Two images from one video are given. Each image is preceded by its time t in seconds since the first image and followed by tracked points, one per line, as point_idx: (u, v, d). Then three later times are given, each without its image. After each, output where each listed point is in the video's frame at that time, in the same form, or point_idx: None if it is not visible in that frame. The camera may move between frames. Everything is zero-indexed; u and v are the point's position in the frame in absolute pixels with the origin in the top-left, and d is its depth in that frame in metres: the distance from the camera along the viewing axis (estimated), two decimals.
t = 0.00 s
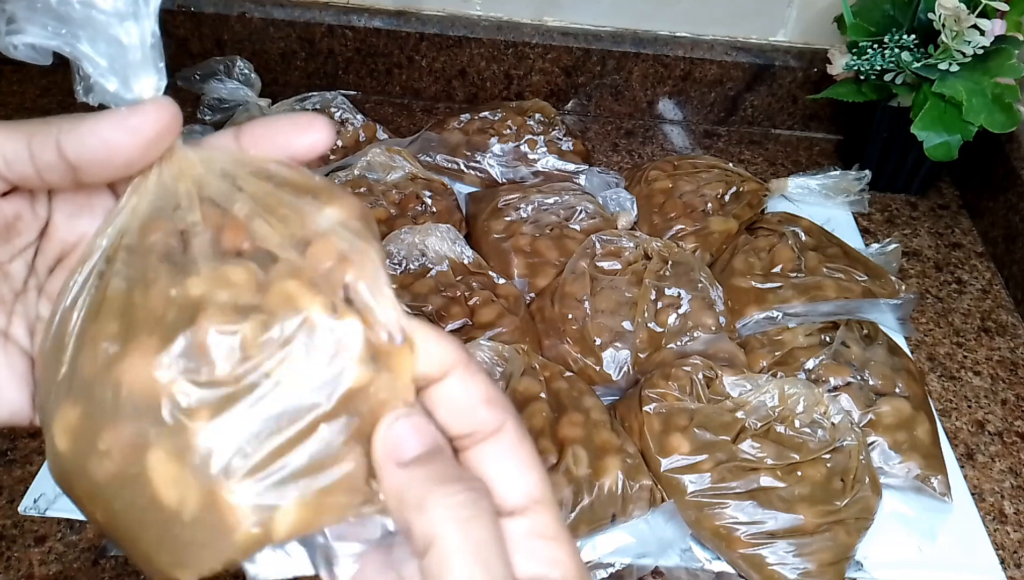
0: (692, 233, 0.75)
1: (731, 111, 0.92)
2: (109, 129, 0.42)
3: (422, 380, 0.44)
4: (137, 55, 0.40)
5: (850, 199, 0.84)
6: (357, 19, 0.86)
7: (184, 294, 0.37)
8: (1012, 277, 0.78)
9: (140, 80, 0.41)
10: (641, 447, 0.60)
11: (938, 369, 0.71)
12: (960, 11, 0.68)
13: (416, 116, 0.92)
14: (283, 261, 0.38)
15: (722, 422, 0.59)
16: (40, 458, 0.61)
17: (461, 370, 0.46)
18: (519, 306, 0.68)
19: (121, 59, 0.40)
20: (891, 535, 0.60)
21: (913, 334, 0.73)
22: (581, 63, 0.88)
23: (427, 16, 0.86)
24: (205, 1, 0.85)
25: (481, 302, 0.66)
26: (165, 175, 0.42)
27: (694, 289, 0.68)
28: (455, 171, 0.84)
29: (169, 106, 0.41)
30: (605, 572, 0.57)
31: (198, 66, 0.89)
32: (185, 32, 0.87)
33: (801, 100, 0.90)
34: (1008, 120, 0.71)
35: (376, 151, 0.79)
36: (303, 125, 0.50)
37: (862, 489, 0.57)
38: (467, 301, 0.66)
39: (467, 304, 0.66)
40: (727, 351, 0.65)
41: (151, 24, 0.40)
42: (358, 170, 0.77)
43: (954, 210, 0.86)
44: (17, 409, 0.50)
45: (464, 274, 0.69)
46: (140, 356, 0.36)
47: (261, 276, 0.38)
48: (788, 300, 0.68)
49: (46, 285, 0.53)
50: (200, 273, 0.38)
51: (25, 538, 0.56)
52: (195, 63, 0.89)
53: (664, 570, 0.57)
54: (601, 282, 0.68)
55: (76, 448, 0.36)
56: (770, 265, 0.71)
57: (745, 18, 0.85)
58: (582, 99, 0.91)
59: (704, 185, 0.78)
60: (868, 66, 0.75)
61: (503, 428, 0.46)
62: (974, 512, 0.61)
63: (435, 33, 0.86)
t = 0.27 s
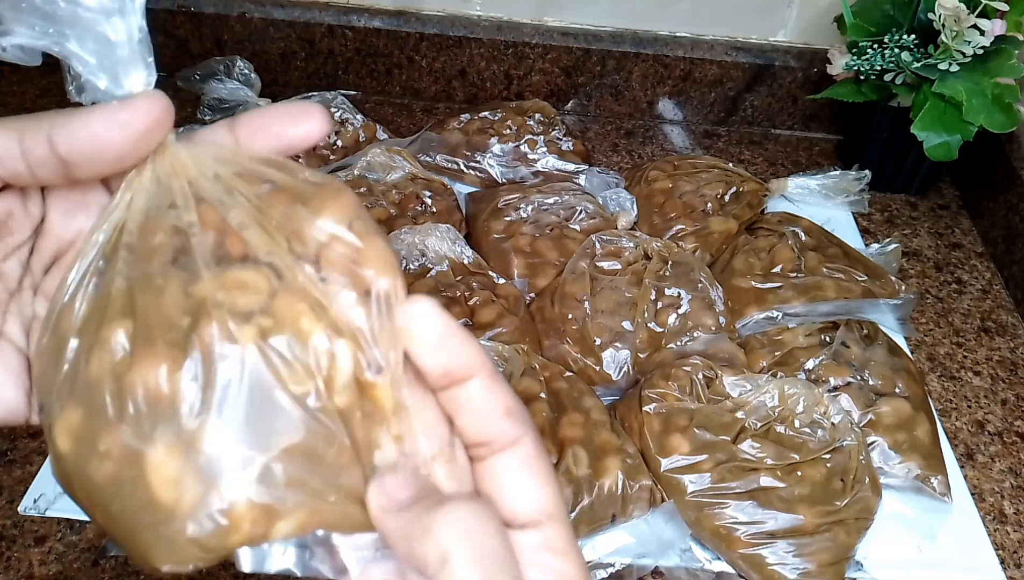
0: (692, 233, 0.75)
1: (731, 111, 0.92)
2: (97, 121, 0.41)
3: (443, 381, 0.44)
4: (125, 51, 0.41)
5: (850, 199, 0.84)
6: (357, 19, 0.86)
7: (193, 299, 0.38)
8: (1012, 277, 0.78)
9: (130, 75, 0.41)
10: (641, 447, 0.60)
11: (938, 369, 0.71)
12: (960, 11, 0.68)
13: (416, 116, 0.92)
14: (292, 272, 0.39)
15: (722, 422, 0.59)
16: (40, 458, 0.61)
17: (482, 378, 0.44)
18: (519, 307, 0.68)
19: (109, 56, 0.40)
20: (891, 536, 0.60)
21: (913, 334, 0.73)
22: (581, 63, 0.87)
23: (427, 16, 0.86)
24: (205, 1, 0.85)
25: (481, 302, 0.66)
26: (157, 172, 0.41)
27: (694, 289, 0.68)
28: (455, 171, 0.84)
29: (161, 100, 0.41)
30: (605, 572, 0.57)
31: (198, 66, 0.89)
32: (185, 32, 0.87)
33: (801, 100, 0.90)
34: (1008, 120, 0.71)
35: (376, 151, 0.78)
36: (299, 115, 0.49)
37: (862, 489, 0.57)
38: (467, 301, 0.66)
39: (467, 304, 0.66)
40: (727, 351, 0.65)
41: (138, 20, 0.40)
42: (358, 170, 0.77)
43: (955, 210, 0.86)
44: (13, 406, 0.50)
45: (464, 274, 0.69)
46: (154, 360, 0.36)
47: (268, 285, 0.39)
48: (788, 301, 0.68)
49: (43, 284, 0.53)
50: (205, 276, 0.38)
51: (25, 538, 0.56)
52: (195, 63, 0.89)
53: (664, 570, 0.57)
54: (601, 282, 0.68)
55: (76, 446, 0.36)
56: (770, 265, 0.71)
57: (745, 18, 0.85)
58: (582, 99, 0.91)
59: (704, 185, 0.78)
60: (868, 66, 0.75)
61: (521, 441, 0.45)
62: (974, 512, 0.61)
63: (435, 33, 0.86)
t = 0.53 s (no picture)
0: (692, 233, 0.75)
1: (731, 111, 0.92)
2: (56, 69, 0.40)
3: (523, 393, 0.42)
4: (73, 5, 0.40)
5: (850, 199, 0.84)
6: (357, 19, 0.86)
7: (210, 273, 0.36)
8: (1012, 277, 0.78)
9: (84, 29, 0.41)
10: (641, 447, 0.60)
11: (938, 369, 0.71)
12: (960, 11, 0.68)
13: (416, 116, 0.92)
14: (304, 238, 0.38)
15: (722, 422, 0.59)
16: (40, 458, 0.61)
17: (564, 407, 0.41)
18: (519, 306, 0.68)
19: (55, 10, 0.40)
20: (891, 536, 0.60)
21: (913, 334, 0.73)
22: (581, 63, 0.88)
23: (427, 16, 0.86)
24: (205, 1, 0.85)
25: (481, 302, 0.66)
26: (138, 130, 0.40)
27: (694, 288, 0.68)
28: (455, 171, 0.84)
29: (120, 40, 0.40)
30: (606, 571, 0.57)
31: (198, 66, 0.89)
32: (185, 32, 0.87)
33: (801, 100, 0.90)
34: (1008, 120, 0.71)
35: (376, 151, 0.78)
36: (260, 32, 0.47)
37: (862, 489, 0.57)
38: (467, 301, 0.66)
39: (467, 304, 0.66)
40: (727, 351, 0.65)
41: None
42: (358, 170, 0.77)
43: (954, 210, 0.86)
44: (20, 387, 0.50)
45: (464, 274, 0.69)
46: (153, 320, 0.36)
47: (287, 249, 0.37)
48: (788, 300, 0.68)
49: (35, 261, 0.52)
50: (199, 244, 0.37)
51: (25, 537, 0.56)
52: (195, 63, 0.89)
53: (664, 570, 0.57)
54: (601, 282, 0.68)
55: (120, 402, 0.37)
56: (770, 265, 0.71)
57: (745, 18, 0.85)
58: (582, 99, 0.91)
59: (704, 185, 0.78)
60: (867, 66, 0.75)
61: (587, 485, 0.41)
62: (974, 512, 0.61)
63: (435, 32, 0.86)
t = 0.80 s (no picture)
0: (692, 233, 0.75)
1: (731, 111, 0.92)
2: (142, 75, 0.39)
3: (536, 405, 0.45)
4: None
5: (850, 199, 0.84)
6: (357, 19, 0.86)
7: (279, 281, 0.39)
8: (1012, 277, 0.78)
9: (144, 10, 0.38)
10: (641, 447, 0.60)
11: (938, 369, 0.71)
12: (960, 11, 0.68)
13: (416, 116, 0.92)
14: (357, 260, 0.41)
15: (722, 422, 0.59)
16: (40, 458, 0.61)
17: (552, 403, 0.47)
18: (519, 306, 0.68)
19: None
20: (892, 536, 0.60)
21: (913, 335, 0.73)
22: (581, 63, 0.88)
23: (427, 16, 0.86)
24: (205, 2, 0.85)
25: (481, 302, 0.66)
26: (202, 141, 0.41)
27: (694, 288, 0.68)
28: (455, 171, 0.84)
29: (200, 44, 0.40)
30: (606, 571, 0.57)
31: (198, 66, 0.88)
32: (185, 32, 0.87)
33: (801, 100, 0.90)
34: (1008, 120, 0.71)
35: (376, 151, 0.78)
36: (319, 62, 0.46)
37: (861, 489, 0.57)
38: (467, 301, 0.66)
39: (467, 304, 0.66)
40: (727, 351, 0.65)
41: None
42: (358, 169, 0.77)
43: (955, 210, 0.86)
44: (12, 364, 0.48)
45: (464, 274, 0.69)
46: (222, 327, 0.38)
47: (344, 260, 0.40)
48: (788, 300, 0.68)
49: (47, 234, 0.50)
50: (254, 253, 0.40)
51: (25, 537, 0.56)
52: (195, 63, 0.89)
53: (664, 570, 0.58)
54: (601, 282, 0.68)
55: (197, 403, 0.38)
56: (770, 265, 0.71)
57: (745, 18, 0.85)
58: (582, 99, 0.91)
59: (704, 185, 0.78)
60: (867, 66, 0.75)
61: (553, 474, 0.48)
62: (974, 513, 0.61)
63: (435, 32, 0.86)
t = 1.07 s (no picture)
0: (692, 233, 0.75)
1: (731, 111, 0.92)
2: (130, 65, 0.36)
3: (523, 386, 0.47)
4: None
5: (850, 199, 0.84)
6: (357, 19, 0.86)
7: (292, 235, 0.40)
8: (1012, 277, 0.78)
9: None
10: (641, 447, 0.60)
11: (938, 369, 0.71)
12: (960, 11, 0.68)
13: (416, 116, 0.92)
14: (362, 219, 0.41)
15: (722, 421, 0.59)
16: (40, 458, 0.61)
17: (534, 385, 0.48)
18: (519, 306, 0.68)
19: None
20: (892, 536, 0.60)
21: (913, 334, 0.73)
22: (581, 63, 0.88)
23: (427, 16, 0.86)
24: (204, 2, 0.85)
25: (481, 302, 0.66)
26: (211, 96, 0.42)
27: (694, 288, 0.68)
28: (455, 171, 0.83)
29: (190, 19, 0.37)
30: (606, 571, 0.57)
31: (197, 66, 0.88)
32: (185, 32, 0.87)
33: (801, 100, 0.90)
34: (1008, 120, 0.71)
35: (376, 151, 0.78)
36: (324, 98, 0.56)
37: (861, 489, 0.57)
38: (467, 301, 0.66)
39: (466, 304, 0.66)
40: (727, 351, 0.65)
41: None
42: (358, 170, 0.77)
43: (954, 210, 0.86)
44: None
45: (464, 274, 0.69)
46: (234, 292, 0.39)
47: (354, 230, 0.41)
48: (788, 300, 0.68)
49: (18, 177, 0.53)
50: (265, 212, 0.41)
51: (25, 537, 0.56)
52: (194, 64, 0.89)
53: (664, 570, 0.58)
54: (600, 282, 0.68)
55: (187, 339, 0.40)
56: (770, 265, 0.71)
57: (745, 18, 0.85)
58: (582, 99, 0.91)
59: (703, 185, 0.78)
60: (867, 66, 0.75)
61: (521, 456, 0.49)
62: (974, 513, 0.61)
63: (435, 32, 0.86)
